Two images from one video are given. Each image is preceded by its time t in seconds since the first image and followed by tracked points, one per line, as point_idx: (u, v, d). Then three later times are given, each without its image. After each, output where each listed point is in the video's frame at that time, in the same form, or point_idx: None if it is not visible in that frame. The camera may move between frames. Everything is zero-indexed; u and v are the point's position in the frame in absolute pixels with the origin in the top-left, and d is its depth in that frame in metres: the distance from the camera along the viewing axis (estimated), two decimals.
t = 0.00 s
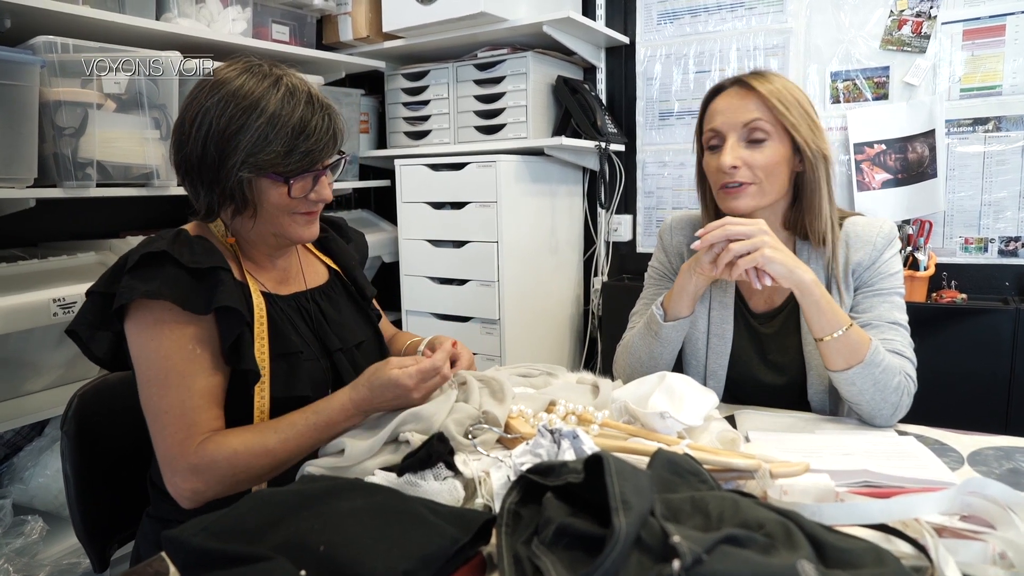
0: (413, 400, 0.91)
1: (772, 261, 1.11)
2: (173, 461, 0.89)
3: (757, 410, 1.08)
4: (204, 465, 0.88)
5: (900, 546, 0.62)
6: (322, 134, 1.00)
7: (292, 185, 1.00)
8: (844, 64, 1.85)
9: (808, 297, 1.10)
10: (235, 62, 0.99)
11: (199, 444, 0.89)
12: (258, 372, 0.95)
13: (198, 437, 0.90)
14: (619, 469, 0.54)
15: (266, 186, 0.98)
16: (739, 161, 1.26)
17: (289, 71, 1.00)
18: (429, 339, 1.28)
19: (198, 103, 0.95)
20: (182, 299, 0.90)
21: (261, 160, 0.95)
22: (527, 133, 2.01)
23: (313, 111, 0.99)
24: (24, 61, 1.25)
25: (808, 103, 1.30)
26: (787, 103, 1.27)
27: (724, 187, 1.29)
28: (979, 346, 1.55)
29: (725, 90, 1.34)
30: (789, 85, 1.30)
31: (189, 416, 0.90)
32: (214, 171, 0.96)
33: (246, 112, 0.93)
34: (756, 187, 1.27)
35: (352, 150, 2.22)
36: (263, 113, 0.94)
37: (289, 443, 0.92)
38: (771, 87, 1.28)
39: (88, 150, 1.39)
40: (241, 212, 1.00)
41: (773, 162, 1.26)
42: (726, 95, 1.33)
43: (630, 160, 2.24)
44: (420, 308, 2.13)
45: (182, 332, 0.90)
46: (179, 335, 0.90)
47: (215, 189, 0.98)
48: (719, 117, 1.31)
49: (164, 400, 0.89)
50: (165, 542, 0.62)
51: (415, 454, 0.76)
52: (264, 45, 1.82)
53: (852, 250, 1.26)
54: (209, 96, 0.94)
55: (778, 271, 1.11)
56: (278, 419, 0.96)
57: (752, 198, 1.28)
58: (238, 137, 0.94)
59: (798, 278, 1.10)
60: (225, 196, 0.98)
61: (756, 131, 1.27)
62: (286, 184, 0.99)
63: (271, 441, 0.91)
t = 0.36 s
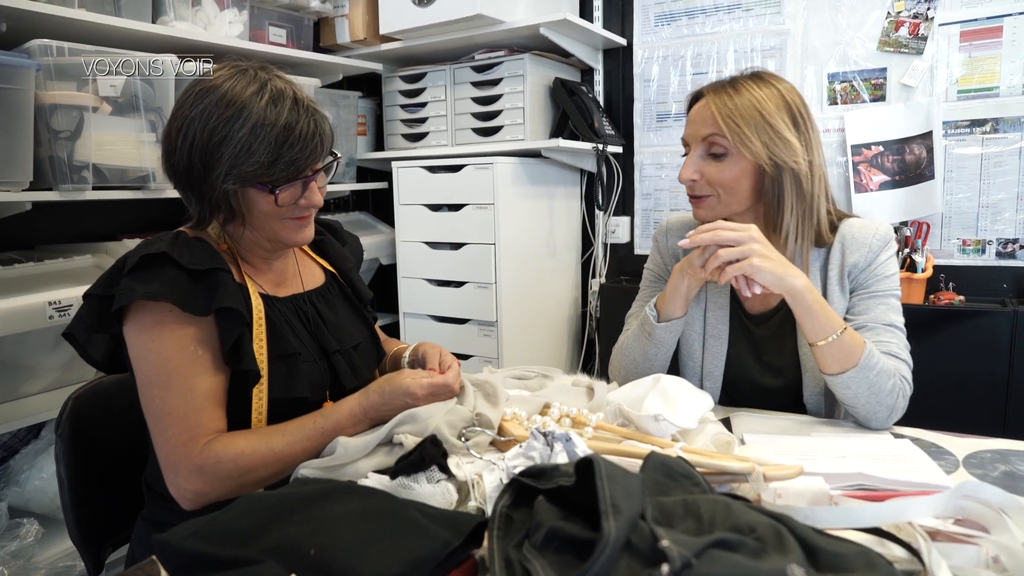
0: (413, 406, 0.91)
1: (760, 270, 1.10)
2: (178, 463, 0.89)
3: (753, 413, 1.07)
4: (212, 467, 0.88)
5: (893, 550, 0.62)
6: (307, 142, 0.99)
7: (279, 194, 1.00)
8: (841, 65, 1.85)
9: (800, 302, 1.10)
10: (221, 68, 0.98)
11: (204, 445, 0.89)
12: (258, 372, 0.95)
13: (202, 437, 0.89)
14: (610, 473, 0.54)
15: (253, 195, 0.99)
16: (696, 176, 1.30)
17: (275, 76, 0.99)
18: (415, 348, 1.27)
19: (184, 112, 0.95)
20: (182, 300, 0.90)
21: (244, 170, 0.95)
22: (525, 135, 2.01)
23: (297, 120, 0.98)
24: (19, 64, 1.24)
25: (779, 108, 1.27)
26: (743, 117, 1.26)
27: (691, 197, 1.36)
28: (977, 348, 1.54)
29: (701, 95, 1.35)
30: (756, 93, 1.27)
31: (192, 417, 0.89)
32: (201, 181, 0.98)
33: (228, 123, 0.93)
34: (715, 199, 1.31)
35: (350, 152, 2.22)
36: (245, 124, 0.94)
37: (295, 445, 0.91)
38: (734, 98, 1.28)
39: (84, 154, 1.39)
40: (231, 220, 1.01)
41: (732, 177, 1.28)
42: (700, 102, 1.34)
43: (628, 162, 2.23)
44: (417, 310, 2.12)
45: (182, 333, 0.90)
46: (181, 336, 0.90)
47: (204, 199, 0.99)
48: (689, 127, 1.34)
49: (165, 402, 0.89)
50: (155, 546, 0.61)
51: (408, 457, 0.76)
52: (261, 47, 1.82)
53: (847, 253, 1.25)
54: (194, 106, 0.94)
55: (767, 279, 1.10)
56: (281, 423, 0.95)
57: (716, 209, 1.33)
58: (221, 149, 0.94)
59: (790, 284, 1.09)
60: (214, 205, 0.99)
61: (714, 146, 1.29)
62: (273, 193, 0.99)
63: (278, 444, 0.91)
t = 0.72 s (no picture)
0: (403, 403, 0.93)
1: (758, 270, 1.10)
2: (155, 463, 0.89)
3: (752, 414, 1.07)
4: (189, 471, 0.88)
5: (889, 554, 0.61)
6: (299, 149, 0.99)
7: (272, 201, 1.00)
8: (842, 65, 1.85)
9: (799, 304, 1.09)
10: (214, 73, 0.97)
11: (184, 446, 0.89)
12: (253, 374, 0.96)
13: (185, 439, 0.89)
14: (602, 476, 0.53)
15: (245, 202, 1.00)
16: (685, 185, 1.31)
17: (270, 80, 0.99)
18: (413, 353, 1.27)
19: (178, 118, 0.95)
20: (179, 301, 0.90)
21: (236, 178, 0.96)
22: (525, 136, 2.01)
23: (289, 126, 0.97)
24: (19, 66, 1.25)
25: (766, 115, 1.26)
26: (730, 126, 1.26)
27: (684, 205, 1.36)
28: (978, 349, 1.54)
29: (689, 102, 1.34)
30: (744, 99, 1.27)
31: (175, 418, 0.89)
32: (195, 187, 0.99)
33: (220, 130, 0.93)
34: (705, 208, 1.31)
35: (351, 153, 2.22)
36: (237, 131, 0.94)
37: (279, 450, 0.92)
38: (721, 105, 1.27)
39: (84, 155, 1.39)
40: (225, 225, 1.02)
41: (722, 185, 1.28)
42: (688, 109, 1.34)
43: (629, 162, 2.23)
44: (417, 311, 2.12)
45: (176, 334, 0.90)
46: (172, 338, 0.90)
47: (198, 204, 1.00)
48: (678, 135, 1.34)
49: (153, 401, 0.89)
50: (148, 548, 0.62)
51: (403, 460, 0.76)
52: (262, 48, 1.82)
53: (846, 254, 1.25)
54: (187, 112, 0.95)
55: (765, 279, 1.10)
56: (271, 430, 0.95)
57: (707, 216, 1.32)
58: (212, 156, 0.95)
59: (789, 285, 1.09)
60: (207, 211, 1.00)
61: (703, 155, 1.28)
62: (265, 201, 0.99)
63: (260, 448, 0.91)
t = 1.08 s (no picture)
0: (400, 414, 0.91)
1: (760, 269, 1.09)
2: (152, 465, 0.90)
3: (754, 414, 1.07)
4: (184, 475, 0.89)
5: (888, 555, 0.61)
6: (304, 148, 0.99)
7: (277, 201, 1.00)
8: (845, 63, 1.84)
9: (801, 303, 1.09)
10: (218, 74, 0.98)
11: (182, 449, 0.89)
12: (255, 375, 0.96)
13: (182, 440, 0.90)
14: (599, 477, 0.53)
15: (251, 202, 1.00)
16: (685, 189, 1.30)
17: (274, 81, 0.99)
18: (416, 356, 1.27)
19: (183, 119, 0.96)
20: (181, 303, 0.90)
21: (241, 177, 0.96)
22: (527, 135, 2.01)
23: (294, 126, 0.97)
24: (21, 68, 1.25)
25: (762, 114, 1.26)
26: (727, 128, 1.25)
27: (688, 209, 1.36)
28: (983, 348, 1.53)
29: (686, 105, 1.34)
30: (739, 100, 1.27)
31: (174, 421, 0.90)
32: (200, 188, 0.99)
33: (225, 129, 0.94)
34: (706, 211, 1.31)
35: (353, 153, 2.22)
36: (242, 130, 0.94)
37: (275, 455, 0.91)
38: (717, 107, 1.27)
39: (86, 157, 1.39)
40: (230, 225, 1.02)
41: (722, 187, 1.27)
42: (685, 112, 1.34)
43: (632, 162, 2.23)
44: (420, 311, 2.13)
45: (178, 336, 0.90)
46: (174, 340, 0.90)
47: (204, 205, 1.00)
48: (677, 138, 1.34)
49: (154, 402, 0.89)
50: (147, 549, 0.62)
51: (402, 460, 0.76)
52: (263, 49, 1.82)
53: (848, 253, 1.24)
54: (192, 113, 0.95)
55: (767, 278, 1.09)
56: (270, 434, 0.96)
57: (709, 219, 1.32)
58: (217, 156, 0.95)
59: (791, 284, 1.09)
60: (213, 212, 1.00)
61: (702, 158, 1.28)
62: (270, 200, 0.99)
63: (257, 453, 0.91)
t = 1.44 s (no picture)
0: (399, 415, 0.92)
1: (761, 267, 1.09)
2: (154, 463, 0.90)
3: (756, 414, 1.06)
4: (186, 473, 0.89)
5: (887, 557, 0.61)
6: (305, 146, 0.99)
7: (278, 198, 1.00)
8: (851, 61, 1.82)
9: (803, 303, 1.08)
10: (219, 73, 0.98)
11: (184, 448, 0.90)
12: (256, 374, 0.96)
13: (183, 440, 0.90)
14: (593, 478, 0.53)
15: (252, 199, 1.00)
16: (683, 185, 1.30)
17: (275, 79, 0.99)
18: (418, 356, 1.27)
19: (184, 117, 0.96)
20: (182, 302, 0.91)
21: (243, 174, 0.96)
22: (531, 134, 2.00)
23: (295, 124, 0.98)
24: (26, 68, 1.26)
25: (762, 112, 1.25)
26: (727, 124, 1.25)
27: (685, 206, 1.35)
28: (990, 348, 1.51)
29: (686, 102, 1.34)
30: (740, 97, 1.26)
31: (176, 420, 0.90)
32: (201, 185, 0.99)
33: (226, 126, 0.94)
34: (703, 208, 1.31)
35: (358, 152, 2.22)
36: (243, 127, 0.94)
37: (276, 455, 0.91)
38: (717, 104, 1.27)
39: (91, 156, 1.40)
40: (232, 223, 1.02)
41: (720, 183, 1.27)
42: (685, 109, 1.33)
43: (637, 161, 2.22)
44: (424, 310, 2.13)
45: (179, 334, 0.91)
46: (175, 339, 0.90)
47: (205, 202, 1.00)
48: (677, 134, 1.33)
49: (155, 401, 0.90)
50: (144, 547, 0.62)
51: (400, 460, 0.76)
52: (268, 48, 1.82)
53: (852, 251, 1.23)
54: (194, 110, 0.95)
55: (769, 277, 1.09)
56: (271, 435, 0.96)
57: (706, 217, 1.31)
58: (218, 154, 0.95)
59: (793, 283, 1.08)
60: (214, 209, 1.00)
61: (702, 153, 1.28)
62: (272, 197, 1.00)
63: (258, 453, 0.91)
